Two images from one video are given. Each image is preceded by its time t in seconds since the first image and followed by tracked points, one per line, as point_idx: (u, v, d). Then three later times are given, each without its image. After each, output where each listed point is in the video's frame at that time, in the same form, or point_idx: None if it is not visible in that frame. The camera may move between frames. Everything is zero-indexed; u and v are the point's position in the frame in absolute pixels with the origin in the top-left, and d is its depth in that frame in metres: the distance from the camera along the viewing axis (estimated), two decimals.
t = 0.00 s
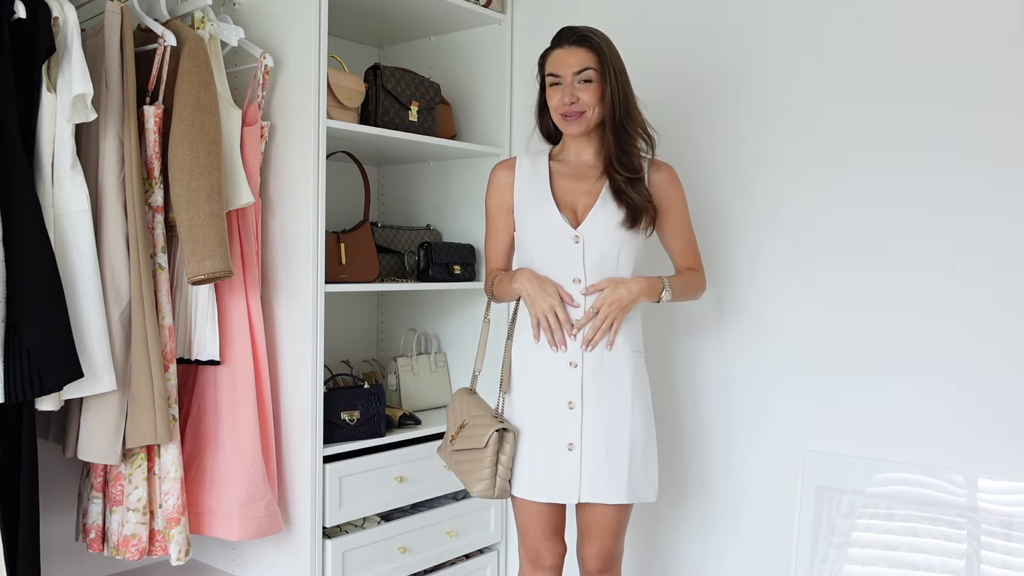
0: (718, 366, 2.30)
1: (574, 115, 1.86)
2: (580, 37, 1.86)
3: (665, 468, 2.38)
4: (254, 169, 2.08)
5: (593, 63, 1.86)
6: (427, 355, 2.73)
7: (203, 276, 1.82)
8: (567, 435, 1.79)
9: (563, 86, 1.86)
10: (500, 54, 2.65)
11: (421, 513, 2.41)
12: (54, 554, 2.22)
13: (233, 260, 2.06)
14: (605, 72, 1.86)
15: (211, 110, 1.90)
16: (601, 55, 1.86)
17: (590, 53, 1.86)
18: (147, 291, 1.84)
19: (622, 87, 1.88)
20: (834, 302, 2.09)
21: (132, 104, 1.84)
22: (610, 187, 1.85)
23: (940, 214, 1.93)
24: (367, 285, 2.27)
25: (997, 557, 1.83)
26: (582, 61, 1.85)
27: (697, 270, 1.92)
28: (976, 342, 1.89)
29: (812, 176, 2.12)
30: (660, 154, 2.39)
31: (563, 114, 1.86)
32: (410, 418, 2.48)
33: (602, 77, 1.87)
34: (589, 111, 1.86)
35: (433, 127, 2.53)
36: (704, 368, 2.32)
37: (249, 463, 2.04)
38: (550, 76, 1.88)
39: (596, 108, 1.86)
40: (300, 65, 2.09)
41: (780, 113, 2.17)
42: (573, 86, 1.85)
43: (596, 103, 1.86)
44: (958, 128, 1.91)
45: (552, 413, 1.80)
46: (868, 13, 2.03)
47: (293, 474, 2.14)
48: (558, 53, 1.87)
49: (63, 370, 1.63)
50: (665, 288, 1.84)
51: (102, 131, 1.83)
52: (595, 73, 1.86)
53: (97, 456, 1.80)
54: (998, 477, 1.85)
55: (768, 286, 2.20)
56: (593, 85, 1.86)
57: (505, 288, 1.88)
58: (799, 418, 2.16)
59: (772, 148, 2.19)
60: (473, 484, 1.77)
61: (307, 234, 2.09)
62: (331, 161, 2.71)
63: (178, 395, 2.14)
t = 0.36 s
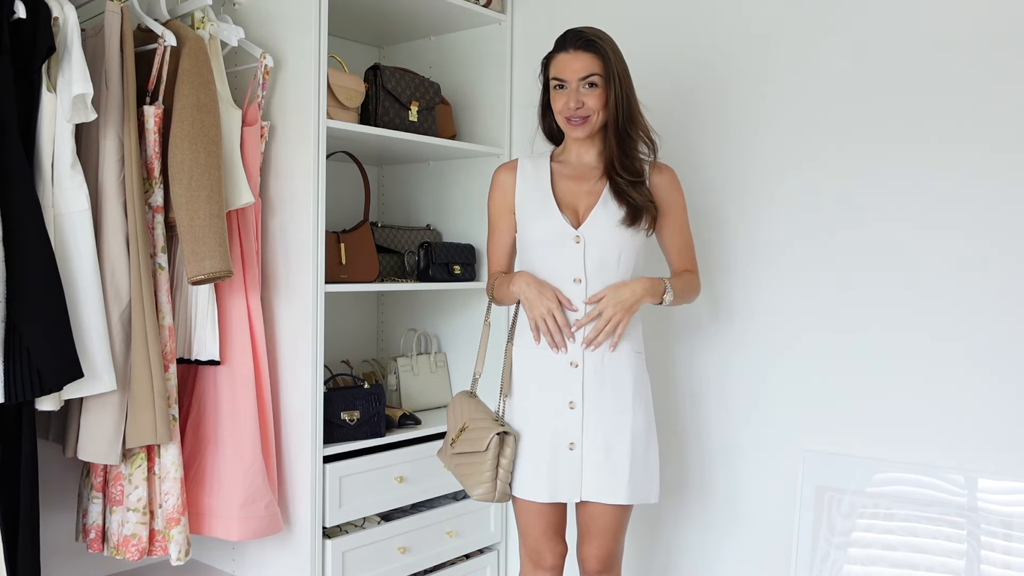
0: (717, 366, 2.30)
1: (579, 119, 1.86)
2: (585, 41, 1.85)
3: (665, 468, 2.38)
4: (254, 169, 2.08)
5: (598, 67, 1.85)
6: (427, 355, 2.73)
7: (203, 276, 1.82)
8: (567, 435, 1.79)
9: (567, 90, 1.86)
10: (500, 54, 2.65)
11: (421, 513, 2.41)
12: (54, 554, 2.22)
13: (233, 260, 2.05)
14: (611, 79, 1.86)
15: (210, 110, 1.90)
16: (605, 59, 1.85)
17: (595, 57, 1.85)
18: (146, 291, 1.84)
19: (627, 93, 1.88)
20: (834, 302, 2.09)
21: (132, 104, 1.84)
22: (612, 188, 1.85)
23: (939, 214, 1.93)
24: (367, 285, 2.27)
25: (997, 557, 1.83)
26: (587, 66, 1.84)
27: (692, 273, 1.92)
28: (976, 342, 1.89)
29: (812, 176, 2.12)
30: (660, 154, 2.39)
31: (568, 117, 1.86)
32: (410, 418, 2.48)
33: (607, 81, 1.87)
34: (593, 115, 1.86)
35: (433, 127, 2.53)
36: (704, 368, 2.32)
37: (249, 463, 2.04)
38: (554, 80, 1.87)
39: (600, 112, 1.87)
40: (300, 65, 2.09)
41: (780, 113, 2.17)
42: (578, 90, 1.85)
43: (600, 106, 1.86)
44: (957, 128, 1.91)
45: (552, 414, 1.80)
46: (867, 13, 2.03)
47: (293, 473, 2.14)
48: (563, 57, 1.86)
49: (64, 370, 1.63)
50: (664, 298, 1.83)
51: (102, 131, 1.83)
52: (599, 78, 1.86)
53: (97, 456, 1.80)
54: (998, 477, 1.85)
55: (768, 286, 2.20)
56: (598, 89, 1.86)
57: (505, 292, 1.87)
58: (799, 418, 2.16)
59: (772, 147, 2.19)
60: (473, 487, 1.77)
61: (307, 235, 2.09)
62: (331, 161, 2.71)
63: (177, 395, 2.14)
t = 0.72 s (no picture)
0: (717, 366, 2.30)
1: (580, 117, 1.86)
2: (588, 40, 1.86)
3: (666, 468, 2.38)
4: (254, 169, 2.08)
5: (601, 65, 1.86)
6: (427, 355, 2.72)
7: (203, 276, 1.82)
8: (573, 434, 1.79)
9: (570, 88, 1.87)
10: (500, 54, 2.65)
11: (421, 513, 2.41)
12: (53, 554, 2.22)
13: (233, 260, 2.06)
14: (613, 77, 1.86)
15: (210, 110, 1.90)
16: (607, 58, 1.86)
17: (598, 55, 1.86)
18: (147, 291, 1.84)
19: (629, 92, 1.88)
20: (834, 302, 2.09)
21: (132, 104, 1.84)
22: (613, 187, 1.86)
23: (939, 214, 1.94)
24: (367, 285, 2.27)
25: (996, 557, 1.84)
26: (590, 63, 1.85)
27: (681, 276, 1.92)
28: (976, 343, 1.89)
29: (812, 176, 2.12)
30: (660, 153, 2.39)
31: (569, 115, 1.86)
32: (410, 418, 2.48)
33: (608, 80, 1.87)
34: (595, 112, 1.86)
35: (433, 127, 2.53)
36: (705, 368, 2.32)
37: (249, 463, 2.04)
38: (556, 78, 1.88)
39: (602, 110, 1.87)
40: (300, 65, 2.09)
41: (780, 113, 2.17)
42: (580, 88, 1.86)
43: (602, 104, 1.87)
44: (957, 129, 1.91)
45: (554, 413, 1.80)
46: (868, 13, 2.03)
47: (293, 473, 2.14)
48: (566, 54, 1.87)
49: (64, 370, 1.63)
50: (659, 279, 1.82)
51: (102, 131, 1.83)
52: (602, 75, 1.86)
53: (97, 456, 1.80)
54: (998, 477, 1.85)
55: (767, 286, 2.20)
56: (600, 87, 1.86)
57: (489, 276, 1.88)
58: (799, 418, 2.16)
59: (772, 148, 2.19)
60: (476, 480, 1.77)
61: (307, 235, 2.09)
62: (331, 161, 2.71)
63: (178, 395, 2.14)
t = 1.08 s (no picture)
0: (717, 366, 2.30)
1: (580, 116, 1.86)
2: (589, 39, 1.86)
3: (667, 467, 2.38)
4: (254, 169, 2.08)
5: (601, 65, 1.86)
6: (427, 355, 2.73)
7: (203, 276, 1.82)
8: (571, 435, 1.79)
9: (570, 88, 1.87)
10: (500, 54, 2.65)
11: (421, 513, 2.41)
12: (54, 554, 2.22)
13: (233, 260, 2.05)
14: (613, 76, 1.86)
15: (210, 110, 1.90)
16: (608, 57, 1.86)
17: (599, 55, 1.86)
18: (147, 291, 1.84)
19: (629, 92, 1.89)
20: (835, 303, 2.09)
21: (132, 104, 1.84)
22: (614, 188, 1.86)
23: (939, 214, 1.94)
24: (367, 285, 2.27)
25: (996, 556, 1.84)
26: (590, 63, 1.85)
27: (686, 277, 1.93)
28: (976, 343, 1.89)
29: (812, 176, 2.12)
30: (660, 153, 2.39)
31: (569, 114, 1.86)
32: (410, 418, 2.48)
33: (609, 79, 1.87)
34: (595, 112, 1.86)
35: (433, 127, 2.53)
36: (705, 368, 2.32)
37: (249, 463, 2.04)
38: (557, 77, 1.88)
39: (602, 110, 1.86)
40: (300, 64, 2.09)
41: (780, 113, 2.17)
42: (581, 87, 1.85)
43: (603, 104, 1.86)
44: (957, 129, 1.91)
45: (554, 414, 1.80)
46: (868, 13, 2.03)
47: (293, 474, 2.14)
48: (567, 54, 1.87)
49: (64, 370, 1.62)
50: (663, 285, 1.82)
51: (102, 132, 1.82)
52: (602, 75, 1.86)
53: (97, 456, 1.80)
54: (998, 477, 1.85)
55: (767, 287, 2.21)
56: (601, 87, 1.86)
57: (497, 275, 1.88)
58: (798, 418, 2.16)
59: (772, 148, 2.19)
60: (476, 479, 1.77)
61: (307, 235, 2.09)
62: (331, 161, 2.71)
63: (178, 395, 2.14)
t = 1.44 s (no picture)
0: (718, 366, 2.30)
1: (580, 116, 1.86)
2: (589, 40, 1.87)
3: (667, 467, 2.38)
4: (254, 169, 2.08)
5: (600, 65, 1.86)
6: (427, 355, 2.73)
7: (203, 276, 1.82)
8: (570, 435, 1.79)
9: (570, 88, 1.87)
10: (500, 54, 2.65)
11: (421, 513, 2.41)
12: (54, 554, 2.22)
13: (233, 260, 2.06)
14: (612, 76, 1.86)
15: (210, 110, 1.90)
16: (608, 58, 1.86)
17: (598, 56, 1.87)
18: (146, 291, 1.84)
19: (629, 93, 1.89)
20: (835, 303, 2.09)
21: (132, 105, 1.84)
22: (614, 189, 1.86)
23: (939, 214, 1.94)
24: (367, 285, 2.27)
25: (996, 557, 1.84)
26: (590, 63, 1.85)
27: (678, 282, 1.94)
28: (976, 343, 1.89)
29: (812, 176, 2.12)
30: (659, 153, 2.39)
31: (569, 115, 1.86)
32: (410, 418, 2.48)
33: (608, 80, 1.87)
34: (594, 112, 1.86)
35: (433, 127, 2.53)
36: (705, 368, 2.32)
37: (249, 463, 2.04)
38: (557, 78, 1.89)
39: (601, 110, 1.86)
40: (300, 64, 2.09)
41: (780, 113, 2.17)
42: (580, 87, 1.85)
43: (603, 105, 1.86)
44: (956, 128, 1.91)
45: (553, 414, 1.80)
46: (868, 13, 2.03)
47: (293, 474, 2.14)
48: (567, 55, 1.88)
49: (63, 370, 1.62)
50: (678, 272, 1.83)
51: (102, 132, 1.83)
52: (601, 75, 1.86)
53: (97, 456, 1.80)
54: (998, 477, 1.85)
55: (767, 287, 2.20)
56: (600, 87, 1.86)
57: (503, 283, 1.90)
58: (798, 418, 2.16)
59: (772, 147, 2.19)
60: (472, 479, 1.78)
61: (307, 235, 2.09)
62: (331, 161, 2.71)
63: (178, 395, 2.14)
